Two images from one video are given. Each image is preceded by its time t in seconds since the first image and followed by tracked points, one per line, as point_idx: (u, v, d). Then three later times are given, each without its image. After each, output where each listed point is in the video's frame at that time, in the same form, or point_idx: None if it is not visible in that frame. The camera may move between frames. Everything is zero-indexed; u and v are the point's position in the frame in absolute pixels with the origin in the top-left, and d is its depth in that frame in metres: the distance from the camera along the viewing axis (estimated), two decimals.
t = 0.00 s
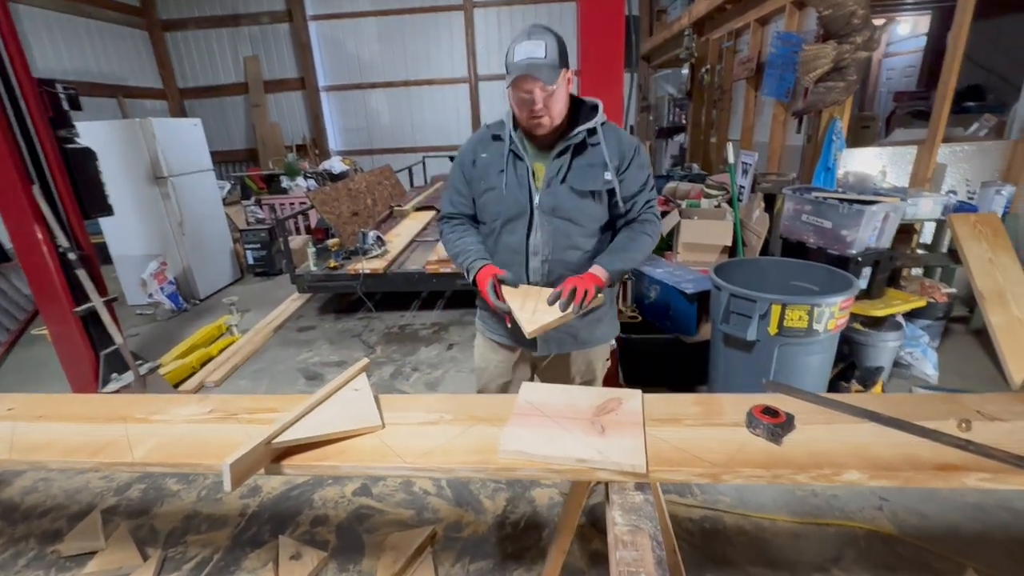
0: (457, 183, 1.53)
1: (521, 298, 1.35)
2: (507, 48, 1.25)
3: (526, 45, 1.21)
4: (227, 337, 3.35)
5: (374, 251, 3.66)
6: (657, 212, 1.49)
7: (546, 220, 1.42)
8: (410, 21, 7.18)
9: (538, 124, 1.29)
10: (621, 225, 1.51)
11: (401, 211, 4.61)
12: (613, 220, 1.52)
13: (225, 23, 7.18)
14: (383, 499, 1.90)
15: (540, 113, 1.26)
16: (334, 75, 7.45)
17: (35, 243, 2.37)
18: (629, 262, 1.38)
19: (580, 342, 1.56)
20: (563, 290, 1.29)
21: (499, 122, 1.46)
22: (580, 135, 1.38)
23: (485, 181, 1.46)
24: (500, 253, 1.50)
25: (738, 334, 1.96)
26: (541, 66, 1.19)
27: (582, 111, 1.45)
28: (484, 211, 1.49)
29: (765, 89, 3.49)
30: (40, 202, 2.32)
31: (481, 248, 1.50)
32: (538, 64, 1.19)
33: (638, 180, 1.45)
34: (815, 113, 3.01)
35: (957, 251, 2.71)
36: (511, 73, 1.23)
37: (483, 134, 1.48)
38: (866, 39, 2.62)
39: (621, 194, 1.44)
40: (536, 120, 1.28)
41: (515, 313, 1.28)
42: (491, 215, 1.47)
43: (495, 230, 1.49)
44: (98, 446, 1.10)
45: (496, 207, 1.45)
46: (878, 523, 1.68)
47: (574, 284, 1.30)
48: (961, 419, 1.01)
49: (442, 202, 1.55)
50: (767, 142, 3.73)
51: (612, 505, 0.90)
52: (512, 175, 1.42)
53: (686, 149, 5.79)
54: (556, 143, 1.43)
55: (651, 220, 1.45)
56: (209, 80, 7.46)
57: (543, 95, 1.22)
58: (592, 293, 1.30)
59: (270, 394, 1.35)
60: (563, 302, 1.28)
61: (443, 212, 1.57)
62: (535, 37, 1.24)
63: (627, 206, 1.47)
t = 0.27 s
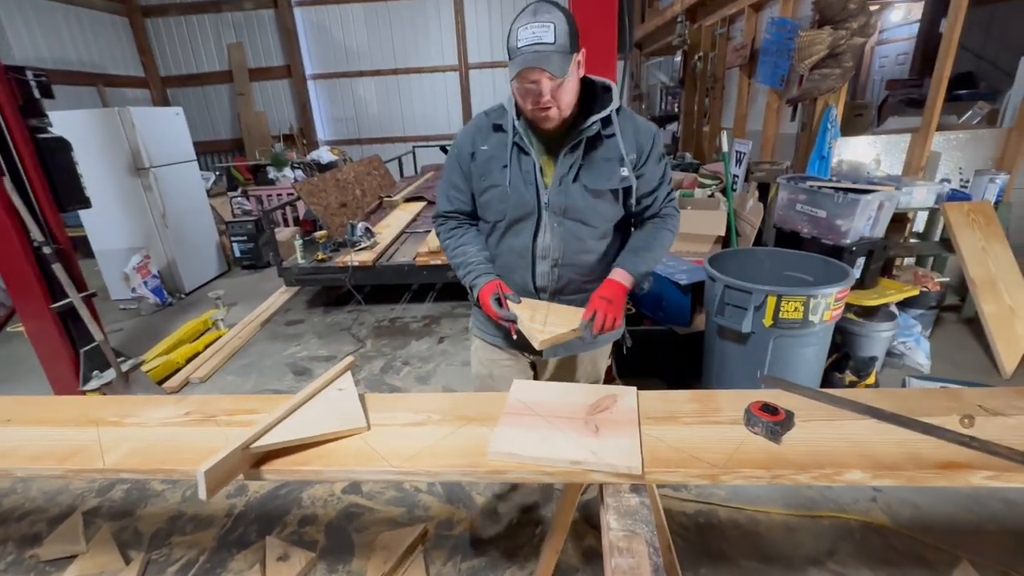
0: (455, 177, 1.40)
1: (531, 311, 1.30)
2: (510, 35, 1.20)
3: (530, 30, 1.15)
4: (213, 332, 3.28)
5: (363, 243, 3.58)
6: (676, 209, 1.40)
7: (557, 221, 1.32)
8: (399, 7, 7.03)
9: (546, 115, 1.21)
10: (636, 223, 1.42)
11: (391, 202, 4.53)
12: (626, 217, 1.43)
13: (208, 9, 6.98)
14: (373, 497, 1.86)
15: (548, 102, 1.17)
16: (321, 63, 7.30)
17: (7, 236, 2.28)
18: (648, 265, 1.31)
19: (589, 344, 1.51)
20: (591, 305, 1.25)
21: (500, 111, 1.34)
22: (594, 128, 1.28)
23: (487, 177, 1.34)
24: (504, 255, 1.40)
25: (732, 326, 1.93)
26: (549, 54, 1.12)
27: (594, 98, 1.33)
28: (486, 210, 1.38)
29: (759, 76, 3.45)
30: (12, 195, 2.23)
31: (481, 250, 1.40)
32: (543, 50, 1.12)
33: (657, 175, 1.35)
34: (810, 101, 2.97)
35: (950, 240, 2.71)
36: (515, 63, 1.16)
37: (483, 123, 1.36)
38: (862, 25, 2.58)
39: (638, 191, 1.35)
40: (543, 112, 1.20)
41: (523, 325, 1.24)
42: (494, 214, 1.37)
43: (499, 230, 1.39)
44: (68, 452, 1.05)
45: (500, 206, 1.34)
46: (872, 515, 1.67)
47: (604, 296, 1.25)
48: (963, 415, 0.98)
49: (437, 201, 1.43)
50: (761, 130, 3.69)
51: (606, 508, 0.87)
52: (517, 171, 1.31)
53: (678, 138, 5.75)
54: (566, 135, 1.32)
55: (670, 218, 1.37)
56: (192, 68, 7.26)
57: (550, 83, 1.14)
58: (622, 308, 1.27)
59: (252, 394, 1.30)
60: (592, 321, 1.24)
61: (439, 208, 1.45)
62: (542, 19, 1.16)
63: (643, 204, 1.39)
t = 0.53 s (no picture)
0: (414, 179, 1.33)
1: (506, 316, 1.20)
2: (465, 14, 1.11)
3: (486, 3, 1.06)
4: (198, 325, 3.21)
5: (351, 232, 3.52)
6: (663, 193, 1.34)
7: (536, 215, 1.23)
8: None
9: (511, 98, 1.11)
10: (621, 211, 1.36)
11: (381, 190, 4.42)
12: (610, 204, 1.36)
13: None
14: (359, 495, 1.81)
15: (512, 83, 1.08)
16: (309, 47, 7.11)
17: None
18: (637, 259, 1.23)
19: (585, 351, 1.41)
20: (586, 303, 1.13)
21: (460, 98, 1.23)
22: (569, 108, 1.19)
23: (451, 174, 1.25)
24: (479, 259, 1.30)
25: (727, 317, 1.88)
26: (508, 27, 1.03)
27: (564, 78, 1.26)
28: (454, 211, 1.29)
29: (756, 59, 3.33)
30: None
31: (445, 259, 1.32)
32: (502, 23, 1.04)
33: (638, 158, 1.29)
34: (809, 84, 2.88)
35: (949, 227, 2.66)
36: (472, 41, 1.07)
37: (441, 114, 1.26)
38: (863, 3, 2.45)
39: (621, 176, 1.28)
40: (508, 95, 1.11)
41: (493, 333, 1.13)
42: (465, 213, 1.27)
43: (470, 232, 1.29)
44: (22, 460, 0.99)
45: (470, 204, 1.25)
46: (869, 509, 1.64)
47: (599, 295, 1.14)
48: (968, 414, 0.93)
49: (395, 207, 1.37)
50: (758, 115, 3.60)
51: (592, 518, 0.81)
52: (487, 163, 1.21)
53: (674, 124, 5.64)
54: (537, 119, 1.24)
55: (657, 203, 1.30)
56: (176, 52, 7.06)
57: (511, 61, 1.05)
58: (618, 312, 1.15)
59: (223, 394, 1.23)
60: (585, 321, 1.11)
61: (399, 216, 1.38)
62: None
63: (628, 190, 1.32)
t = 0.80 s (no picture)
0: (373, 178, 1.22)
1: (468, 347, 0.92)
2: None
3: None
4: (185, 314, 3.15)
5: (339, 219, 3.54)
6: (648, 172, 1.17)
7: (506, 212, 1.16)
8: None
9: (468, 80, 1.00)
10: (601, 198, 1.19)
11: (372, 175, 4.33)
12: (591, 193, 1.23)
13: None
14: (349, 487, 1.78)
15: (467, 65, 0.96)
16: (297, 28, 6.91)
17: None
18: (625, 264, 1.02)
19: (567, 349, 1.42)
20: (563, 329, 0.89)
21: (414, 85, 1.15)
22: (530, 89, 1.10)
23: (414, 171, 1.17)
24: (452, 263, 1.25)
25: (722, 305, 1.84)
26: None
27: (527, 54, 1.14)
28: (420, 212, 1.22)
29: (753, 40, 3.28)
30: None
31: (420, 271, 1.21)
32: None
33: (613, 135, 1.14)
34: (808, 63, 2.82)
35: (947, 211, 2.62)
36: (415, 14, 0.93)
37: (394, 104, 1.17)
38: None
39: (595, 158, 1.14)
40: (465, 76, 0.99)
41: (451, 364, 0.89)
42: (432, 215, 1.20)
43: (440, 234, 1.22)
44: None
45: (436, 205, 1.18)
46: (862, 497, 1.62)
47: (579, 318, 0.91)
48: (969, 407, 0.90)
49: (352, 212, 1.25)
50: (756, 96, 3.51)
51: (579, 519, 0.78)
52: (447, 159, 1.15)
53: (671, 106, 5.54)
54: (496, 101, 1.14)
55: (642, 186, 1.13)
56: (161, 33, 6.86)
57: (464, 39, 0.92)
58: (607, 336, 0.91)
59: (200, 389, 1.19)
60: (566, 352, 0.86)
61: (357, 222, 1.25)
62: None
63: (606, 173, 1.16)
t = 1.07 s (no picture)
0: (367, 162, 1.06)
1: (470, 367, 0.83)
2: None
3: None
4: (169, 295, 3.08)
5: (327, 197, 3.37)
6: (672, 175, 0.91)
7: (501, 215, 1.04)
8: None
9: (470, 66, 0.79)
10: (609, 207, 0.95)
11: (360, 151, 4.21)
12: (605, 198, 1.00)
13: None
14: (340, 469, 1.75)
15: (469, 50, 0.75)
16: None
17: None
18: (640, 296, 0.82)
19: (565, 343, 1.39)
20: (560, 380, 0.75)
21: (406, 61, 0.95)
22: (528, 74, 0.89)
23: (406, 162, 1.01)
24: (446, 264, 1.14)
25: (718, 282, 1.81)
26: None
27: (535, 24, 0.89)
28: (417, 205, 1.08)
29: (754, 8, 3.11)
30: None
31: (425, 263, 1.14)
32: None
33: (627, 127, 0.89)
34: (808, 33, 2.77)
35: (943, 186, 2.59)
36: None
37: (385, 82, 0.99)
38: None
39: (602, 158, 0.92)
40: (466, 62, 0.78)
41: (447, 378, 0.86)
42: (425, 211, 1.06)
43: (436, 232, 1.10)
44: None
45: (430, 201, 1.04)
46: (855, 473, 1.63)
47: (579, 367, 0.77)
48: (972, 384, 0.88)
49: (352, 198, 1.13)
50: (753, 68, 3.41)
51: (574, 504, 0.75)
52: (438, 153, 0.98)
53: (666, 80, 5.42)
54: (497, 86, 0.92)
55: (659, 196, 0.87)
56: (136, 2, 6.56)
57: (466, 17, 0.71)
58: (610, 393, 0.75)
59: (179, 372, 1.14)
60: (556, 404, 0.74)
61: (358, 208, 1.13)
62: None
63: (614, 176, 0.92)
